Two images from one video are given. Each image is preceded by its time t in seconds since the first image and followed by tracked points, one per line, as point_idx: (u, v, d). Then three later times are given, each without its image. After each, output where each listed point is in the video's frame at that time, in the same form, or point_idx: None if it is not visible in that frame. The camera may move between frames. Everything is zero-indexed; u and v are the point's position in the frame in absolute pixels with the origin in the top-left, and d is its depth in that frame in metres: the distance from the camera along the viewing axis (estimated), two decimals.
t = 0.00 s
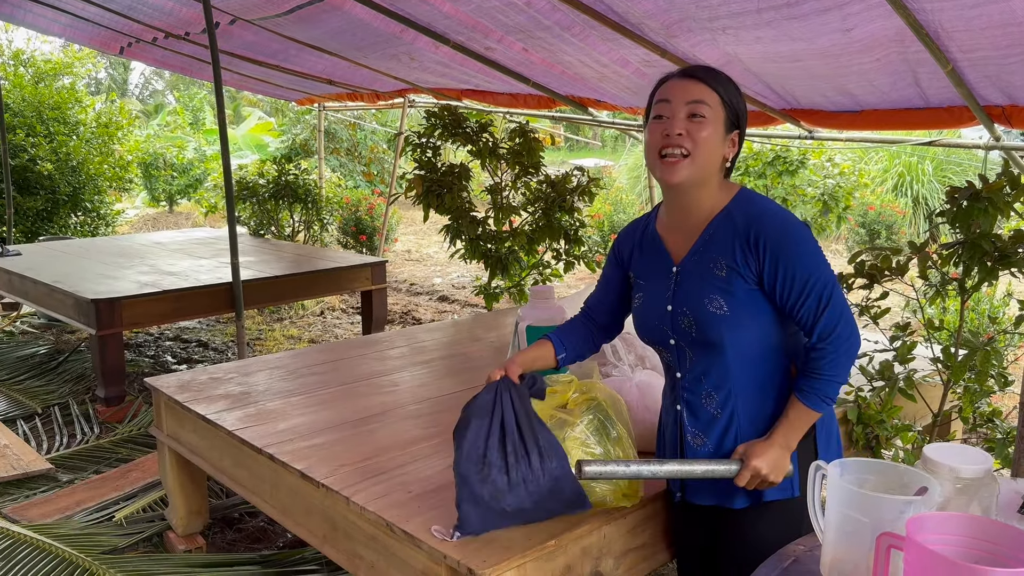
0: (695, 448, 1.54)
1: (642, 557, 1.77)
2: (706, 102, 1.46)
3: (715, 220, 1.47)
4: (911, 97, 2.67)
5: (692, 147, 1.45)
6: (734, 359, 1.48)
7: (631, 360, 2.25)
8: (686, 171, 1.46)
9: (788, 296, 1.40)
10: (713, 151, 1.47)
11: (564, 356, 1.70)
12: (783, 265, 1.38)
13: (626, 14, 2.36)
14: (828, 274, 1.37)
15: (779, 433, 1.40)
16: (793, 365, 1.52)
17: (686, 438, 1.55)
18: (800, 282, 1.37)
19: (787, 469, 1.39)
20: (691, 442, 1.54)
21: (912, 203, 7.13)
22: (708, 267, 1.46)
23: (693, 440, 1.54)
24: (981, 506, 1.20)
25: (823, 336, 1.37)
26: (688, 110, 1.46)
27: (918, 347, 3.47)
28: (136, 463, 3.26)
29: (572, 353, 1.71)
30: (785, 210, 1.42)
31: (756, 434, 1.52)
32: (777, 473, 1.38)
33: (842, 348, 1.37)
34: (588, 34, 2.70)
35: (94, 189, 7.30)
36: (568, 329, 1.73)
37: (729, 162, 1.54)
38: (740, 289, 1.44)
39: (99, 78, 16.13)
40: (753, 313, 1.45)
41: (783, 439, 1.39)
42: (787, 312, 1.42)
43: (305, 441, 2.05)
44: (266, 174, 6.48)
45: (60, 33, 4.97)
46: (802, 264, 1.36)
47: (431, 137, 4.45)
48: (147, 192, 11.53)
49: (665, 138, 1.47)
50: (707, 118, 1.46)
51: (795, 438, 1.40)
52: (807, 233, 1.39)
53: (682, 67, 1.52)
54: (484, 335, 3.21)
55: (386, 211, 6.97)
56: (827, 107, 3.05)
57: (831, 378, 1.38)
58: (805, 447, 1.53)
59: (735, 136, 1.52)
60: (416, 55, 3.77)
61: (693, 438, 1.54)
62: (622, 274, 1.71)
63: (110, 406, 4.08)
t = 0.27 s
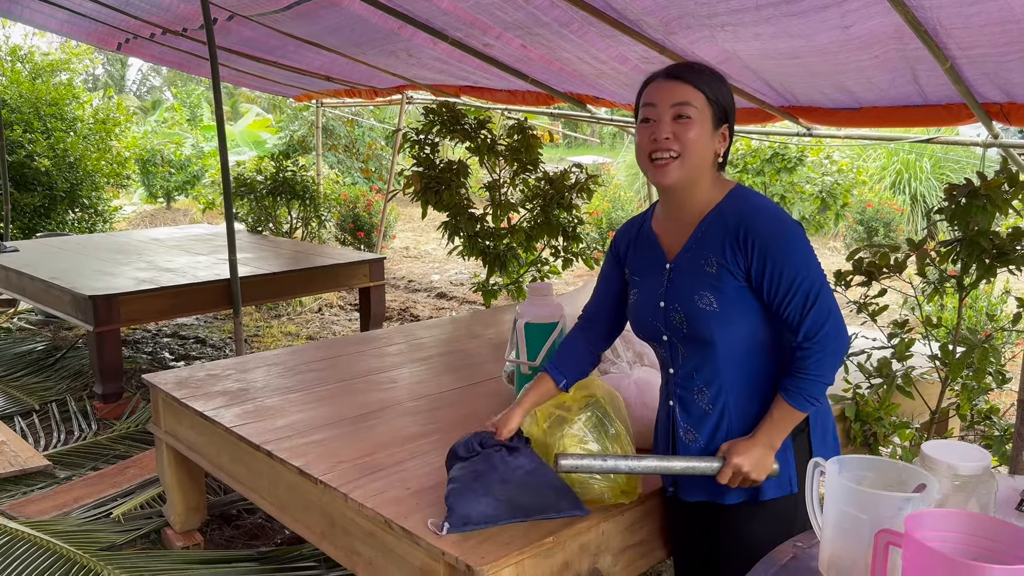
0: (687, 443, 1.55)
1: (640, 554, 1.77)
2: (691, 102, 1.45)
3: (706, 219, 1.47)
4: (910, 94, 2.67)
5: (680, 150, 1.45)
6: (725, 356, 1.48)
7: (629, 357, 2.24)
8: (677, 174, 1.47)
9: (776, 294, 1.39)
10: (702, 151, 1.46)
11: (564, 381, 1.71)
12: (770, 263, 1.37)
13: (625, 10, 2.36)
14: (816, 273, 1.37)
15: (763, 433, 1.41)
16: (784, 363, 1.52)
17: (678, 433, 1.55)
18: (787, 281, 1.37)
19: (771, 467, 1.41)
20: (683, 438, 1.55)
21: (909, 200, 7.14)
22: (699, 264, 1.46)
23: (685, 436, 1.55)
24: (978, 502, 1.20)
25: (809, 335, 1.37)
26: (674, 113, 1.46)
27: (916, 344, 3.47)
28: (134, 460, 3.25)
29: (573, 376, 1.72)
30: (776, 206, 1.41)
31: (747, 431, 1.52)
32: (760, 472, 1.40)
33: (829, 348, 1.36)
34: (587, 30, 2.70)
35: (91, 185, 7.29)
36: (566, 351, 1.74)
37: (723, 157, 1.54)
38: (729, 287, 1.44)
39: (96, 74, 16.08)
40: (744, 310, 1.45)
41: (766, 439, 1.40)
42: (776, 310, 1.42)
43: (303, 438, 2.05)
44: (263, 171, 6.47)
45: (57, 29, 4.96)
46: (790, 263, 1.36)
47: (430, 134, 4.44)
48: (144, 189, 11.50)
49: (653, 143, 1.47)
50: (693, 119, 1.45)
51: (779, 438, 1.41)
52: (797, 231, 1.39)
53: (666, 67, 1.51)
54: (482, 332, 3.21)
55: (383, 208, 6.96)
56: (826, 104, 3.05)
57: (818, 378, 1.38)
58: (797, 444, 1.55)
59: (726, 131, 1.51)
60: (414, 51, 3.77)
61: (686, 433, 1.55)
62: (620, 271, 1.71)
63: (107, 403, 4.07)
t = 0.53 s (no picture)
0: (682, 438, 1.55)
1: (639, 551, 1.77)
2: (683, 99, 1.45)
3: (700, 212, 1.47)
4: (909, 91, 2.66)
5: (674, 146, 1.46)
6: (719, 351, 1.48)
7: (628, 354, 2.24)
8: (671, 170, 1.47)
9: (767, 287, 1.39)
10: (696, 147, 1.46)
11: (576, 362, 1.69)
12: (760, 257, 1.37)
13: (624, 7, 2.35)
14: (808, 266, 1.36)
15: (757, 427, 1.40)
16: (780, 359, 1.50)
17: (674, 428, 1.56)
18: (777, 274, 1.36)
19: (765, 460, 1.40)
20: (678, 432, 1.55)
21: (908, 198, 7.13)
22: (693, 258, 1.46)
23: (680, 430, 1.55)
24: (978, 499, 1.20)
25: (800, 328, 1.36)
26: (666, 110, 1.45)
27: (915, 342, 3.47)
28: (132, 457, 3.25)
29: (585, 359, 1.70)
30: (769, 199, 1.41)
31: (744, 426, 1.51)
32: (754, 464, 1.39)
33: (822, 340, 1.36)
34: (586, 27, 2.69)
35: (90, 182, 7.28)
36: (585, 337, 1.72)
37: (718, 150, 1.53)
38: (722, 280, 1.43)
39: (95, 71, 16.05)
40: (737, 304, 1.45)
41: (761, 432, 1.39)
42: (768, 304, 1.41)
43: (301, 435, 2.05)
44: (262, 168, 6.45)
45: (55, 25, 4.94)
46: (781, 256, 1.35)
47: (429, 131, 4.43)
48: (143, 186, 11.49)
49: (646, 140, 1.48)
50: (685, 115, 1.45)
51: (773, 431, 1.40)
52: (790, 223, 1.38)
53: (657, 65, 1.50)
54: (481, 329, 3.20)
55: (382, 205, 6.94)
56: (825, 102, 3.04)
57: (810, 371, 1.37)
58: (791, 440, 1.54)
59: (720, 124, 1.51)
60: (413, 48, 3.76)
61: (681, 427, 1.55)
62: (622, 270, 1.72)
63: (105, 400, 4.07)
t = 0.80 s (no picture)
0: (683, 434, 1.55)
1: (640, 551, 1.77)
2: (674, 101, 1.44)
3: (697, 211, 1.47)
4: (910, 90, 2.66)
5: (669, 149, 1.45)
6: (716, 348, 1.47)
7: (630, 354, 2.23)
8: (667, 172, 1.47)
9: (759, 282, 1.38)
10: (690, 148, 1.46)
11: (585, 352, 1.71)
12: (754, 252, 1.37)
13: (625, 6, 2.35)
14: (802, 261, 1.35)
15: (745, 422, 1.38)
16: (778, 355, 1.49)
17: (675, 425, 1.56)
18: (771, 268, 1.36)
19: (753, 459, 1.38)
20: (679, 428, 1.56)
21: (909, 196, 7.12)
22: (690, 255, 1.46)
23: (681, 427, 1.56)
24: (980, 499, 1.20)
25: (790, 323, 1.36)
26: (658, 113, 1.45)
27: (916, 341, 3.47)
28: (132, 456, 3.25)
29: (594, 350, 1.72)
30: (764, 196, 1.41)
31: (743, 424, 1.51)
32: (742, 460, 1.36)
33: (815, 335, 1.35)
34: (587, 26, 2.68)
35: (90, 180, 7.27)
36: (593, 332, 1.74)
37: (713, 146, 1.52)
38: (718, 277, 1.43)
39: (94, 69, 16.04)
40: (733, 301, 1.45)
41: (750, 428, 1.38)
42: (762, 300, 1.41)
43: (302, 434, 2.04)
44: (262, 166, 6.45)
45: (56, 24, 4.94)
46: (773, 251, 1.35)
47: (429, 129, 4.43)
48: (143, 184, 11.48)
49: (640, 144, 1.47)
50: (677, 118, 1.44)
51: (762, 429, 1.38)
52: (785, 219, 1.38)
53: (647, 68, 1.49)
54: (481, 328, 3.20)
55: (382, 204, 6.93)
56: (826, 100, 3.04)
57: (802, 368, 1.36)
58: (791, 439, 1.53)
59: (713, 121, 1.49)
60: (413, 47, 3.75)
61: (681, 425, 1.56)
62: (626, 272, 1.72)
63: (106, 399, 4.07)
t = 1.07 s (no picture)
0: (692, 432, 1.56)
1: (641, 551, 1.77)
2: (654, 117, 1.41)
3: (698, 214, 1.47)
4: (911, 89, 2.66)
5: (661, 164, 1.45)
6: (722, 345, 1.48)
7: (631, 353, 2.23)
8: (665, 185, 1.48)
9: (759, 279, 1.38)
10: (680, 157, 1.45)
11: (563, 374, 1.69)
12: (755, 249, 1.37)
13: (627, 5, 2.35)
14: (803, 259, 1.35)
15: (731, 420, 1.38)
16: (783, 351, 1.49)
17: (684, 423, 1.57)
18: (771, 265, 1.36)
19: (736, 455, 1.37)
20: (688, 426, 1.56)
21: (911, 196, 7.11)
22: (694, 253, 1.46)
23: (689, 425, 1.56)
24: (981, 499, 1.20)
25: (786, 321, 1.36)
26: (642, 132, 1.43)
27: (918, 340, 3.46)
28: (135, 456, 3.25)
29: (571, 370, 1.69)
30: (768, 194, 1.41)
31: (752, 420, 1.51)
32: (725, 455, 1.36)
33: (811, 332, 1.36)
34: (588, 26, 2.69)
35: (92, 181, 7.28)
36: (569, 347, 1.71)
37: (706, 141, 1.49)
38: (723, 275, 1.43)
39: (96, 69, 16.05)
40: (737, 298, 1.45)
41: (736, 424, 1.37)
42: (761, 299, 1.40)
43: (304, 434, 2.05)
44: (264, 166, 6.46)
45: (58, 24, 4.95)
46: (775, 248, 1.35)
47: (430, 129, 4.43)
48: (145, 184, 11.50)
49: (633, 163, 1.48)
50: (662, 131, 1.42)
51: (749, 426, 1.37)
52: (789, 217, 1.38)
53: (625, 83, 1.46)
54: (483, 328, 3.20)
55: (384, 204, 6.93)
56: (828, 99, 3.03)
57: (794, 371, 1.36)
58: (800, 438, 1.53)
59: (700, 119, 1.46)
60: (415, 47, 3.75)
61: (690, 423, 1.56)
62: (626, 268, 1.71)
63: (108, 399, 4.08)
